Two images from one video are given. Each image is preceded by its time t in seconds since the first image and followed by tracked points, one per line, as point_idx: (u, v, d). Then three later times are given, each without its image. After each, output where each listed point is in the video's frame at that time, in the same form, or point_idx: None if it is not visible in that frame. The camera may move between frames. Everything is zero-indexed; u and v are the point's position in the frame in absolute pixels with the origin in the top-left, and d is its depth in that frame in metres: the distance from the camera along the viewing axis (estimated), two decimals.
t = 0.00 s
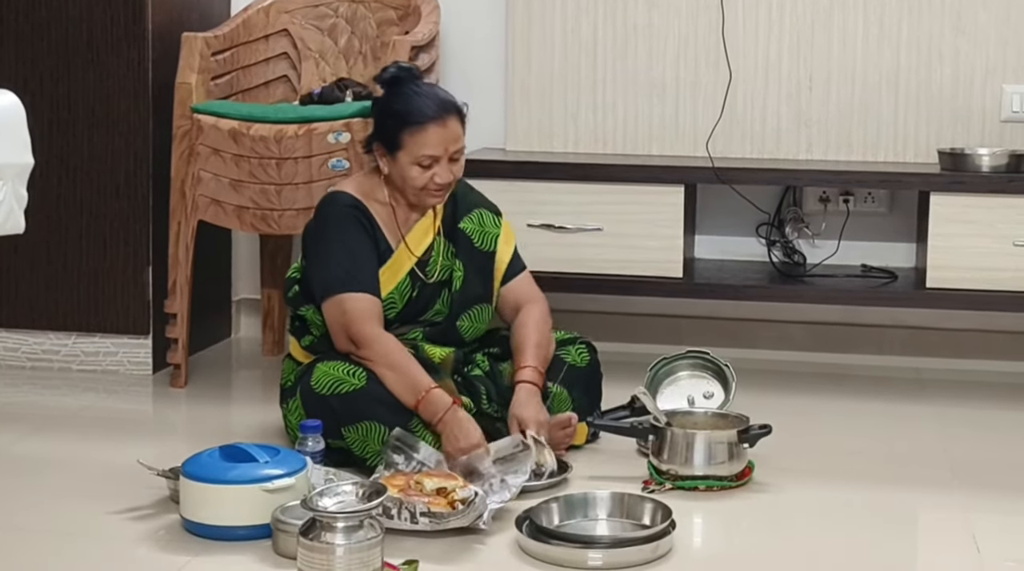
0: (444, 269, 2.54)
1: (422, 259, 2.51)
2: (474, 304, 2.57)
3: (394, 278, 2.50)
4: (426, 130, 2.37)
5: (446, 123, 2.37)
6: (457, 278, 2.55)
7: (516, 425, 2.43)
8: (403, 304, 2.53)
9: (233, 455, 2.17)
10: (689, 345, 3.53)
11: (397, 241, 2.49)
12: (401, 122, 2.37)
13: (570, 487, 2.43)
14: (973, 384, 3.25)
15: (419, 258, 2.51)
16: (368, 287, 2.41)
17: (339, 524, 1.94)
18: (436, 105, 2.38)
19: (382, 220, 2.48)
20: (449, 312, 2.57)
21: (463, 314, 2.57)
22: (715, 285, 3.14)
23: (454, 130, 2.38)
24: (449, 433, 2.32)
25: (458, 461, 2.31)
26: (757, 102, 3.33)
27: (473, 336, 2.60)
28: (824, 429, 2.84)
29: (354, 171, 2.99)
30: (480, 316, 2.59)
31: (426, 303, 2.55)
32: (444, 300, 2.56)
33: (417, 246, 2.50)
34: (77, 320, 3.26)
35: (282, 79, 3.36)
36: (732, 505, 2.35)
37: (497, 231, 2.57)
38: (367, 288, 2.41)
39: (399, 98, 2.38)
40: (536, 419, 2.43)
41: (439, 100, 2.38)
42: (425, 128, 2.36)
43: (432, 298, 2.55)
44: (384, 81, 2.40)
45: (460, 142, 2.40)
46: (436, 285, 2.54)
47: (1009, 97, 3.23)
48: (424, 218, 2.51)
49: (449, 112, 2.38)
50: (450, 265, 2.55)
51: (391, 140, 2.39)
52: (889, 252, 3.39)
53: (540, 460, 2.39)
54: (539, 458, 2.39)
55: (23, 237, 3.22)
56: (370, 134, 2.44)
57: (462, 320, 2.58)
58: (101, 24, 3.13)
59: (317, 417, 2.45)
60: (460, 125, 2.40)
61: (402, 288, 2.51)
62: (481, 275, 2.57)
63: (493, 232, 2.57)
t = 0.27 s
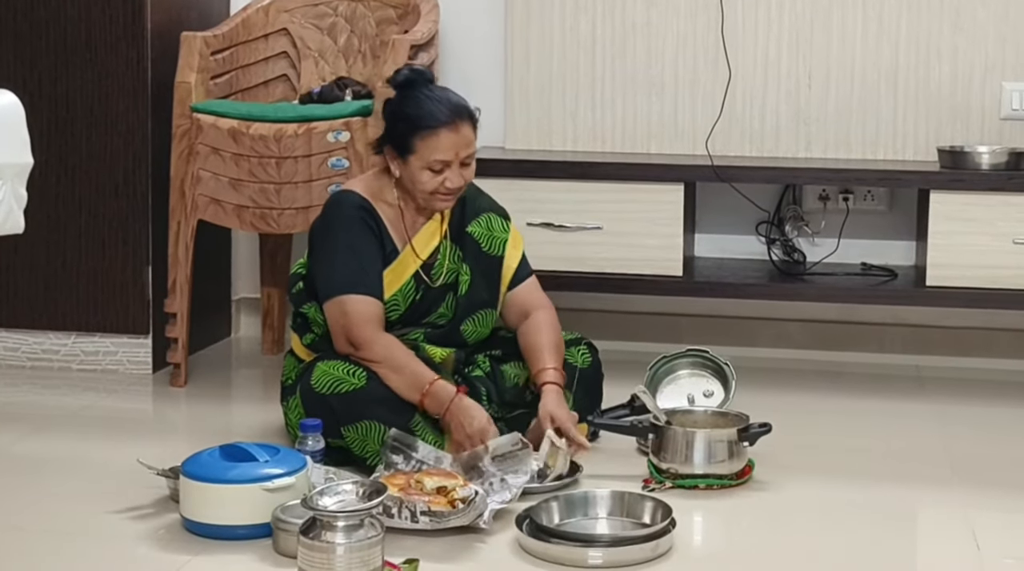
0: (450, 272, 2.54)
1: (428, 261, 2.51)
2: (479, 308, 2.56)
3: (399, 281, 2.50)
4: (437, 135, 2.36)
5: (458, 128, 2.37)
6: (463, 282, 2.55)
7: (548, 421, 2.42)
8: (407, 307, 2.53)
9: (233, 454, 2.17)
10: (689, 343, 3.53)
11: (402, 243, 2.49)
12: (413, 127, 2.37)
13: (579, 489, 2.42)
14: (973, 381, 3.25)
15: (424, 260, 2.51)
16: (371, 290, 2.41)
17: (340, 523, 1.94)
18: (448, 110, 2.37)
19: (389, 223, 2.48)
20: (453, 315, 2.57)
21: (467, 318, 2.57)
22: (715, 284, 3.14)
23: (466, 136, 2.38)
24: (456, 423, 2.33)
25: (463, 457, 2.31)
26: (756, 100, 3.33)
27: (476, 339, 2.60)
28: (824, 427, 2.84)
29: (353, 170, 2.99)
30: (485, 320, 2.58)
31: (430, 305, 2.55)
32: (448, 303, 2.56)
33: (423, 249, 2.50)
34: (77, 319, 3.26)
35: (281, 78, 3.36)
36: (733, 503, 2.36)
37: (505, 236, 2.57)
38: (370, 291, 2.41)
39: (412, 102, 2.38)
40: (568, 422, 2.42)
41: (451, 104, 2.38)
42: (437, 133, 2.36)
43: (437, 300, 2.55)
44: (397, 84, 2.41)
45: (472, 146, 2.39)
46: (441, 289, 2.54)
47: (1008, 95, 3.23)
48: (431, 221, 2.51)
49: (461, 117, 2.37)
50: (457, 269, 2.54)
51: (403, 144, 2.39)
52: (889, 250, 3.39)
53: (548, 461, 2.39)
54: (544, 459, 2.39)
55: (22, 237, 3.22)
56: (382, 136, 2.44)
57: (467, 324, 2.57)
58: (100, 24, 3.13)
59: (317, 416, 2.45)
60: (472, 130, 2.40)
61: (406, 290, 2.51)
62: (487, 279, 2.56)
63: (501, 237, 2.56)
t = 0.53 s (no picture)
0: (449, 271, 2.54)
1: (427, 260, 2.51)
2: (478, 307, 2.57)
3: (398, 280, 2.50)
4: (428, 121, 2.37)
5: (451, 117, 2.38)
6: (462, 280, 2.55)
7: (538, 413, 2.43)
8: (407, 306, 2.53)
9: (233, 453, 2.17)
10: (688, 342, 3.53)
11: (403, 242, 2.50)
12: (407, 113, 2.39)
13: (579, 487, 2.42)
14: (973, 379, 3.25)
15: (424, 259, 2.51)
16: (375, 288, 2.42)
17: (340, 522, 1.94)
18: (443, 99, 2.38)
19: (389, 222, 2.48)
20: (452, 314, 2.57)
21: (466, 316, 2.57)
22: (714, 282, 3.14)
23: (458, 125, 2.38)
24: (456, 430, 2.33)
25: (466, 458, 2.31)
26: (756, 98, 3.33)
27: (474, 338, 2.60)
28: (824, 426, 2.84)
29: (353, 169, 2.99)
30: (483, 319, 2.59)
31: (429, 304, 2.55)
32: (447, 302, 2.56)
33: (423, 248, 2.50)
34: (76, 319, 3.26)
35: (281, 77, 3.36)
36: (733, 502, 2.36)
37: (503, 234, 2.58)
38: (374, 289, 2.41)
39: (408, 92, 2.40)
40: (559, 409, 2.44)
41: (447, 95, 2.39)
42: (429, 119, 2.37)
43: (436, 299, 2.55)
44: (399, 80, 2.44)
45: (465, 139, 2.40)
46: (440, 287, 2.54)
47: (1008, 93, 3.23)
48: (431, 219, 2.51)
49: (455, 107, 2.38)
50: (456, 268, 2.55)
51: (397, 132, 2.40)
52: (889, 248, 3.40)
53: (552, 460, 2.38)
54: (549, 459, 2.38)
55: (21, 237, 3.22)
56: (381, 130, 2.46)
57: (465, 322, 2.58)
58: (99, 23, 3.13)
59: (317, 415, 2.45)
60: (467, 123, 2.40)
61: (406, 289, 2.51)
62: (485, 277, 2.57)
63: (500, 235, 2.57)
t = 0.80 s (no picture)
0: (451, 273, 2.54)
1: (429, 261, 2.51)
2: (479, 310, 2.57)
3: (399, 281, 2.50)
4: (418, 101, 2.42)
5: (437, 100, 2.42)
6: (464, 283, 2.55)
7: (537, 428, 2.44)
8: (407, 307, 2.53)
9: (233, 453, 2.17)
10: (688, 341, 3.53)
11: (405, 243, 2.49)
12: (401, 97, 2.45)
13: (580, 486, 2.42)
14: (973, 378, 3.25)
15: (426, 260, 2.51)
16: (377, 287, 2.42)
17: (340, 522, 1.94)
18: (434, 86, 2.44)
19: (391, 222, 2.48)
20: (453, 316, 2.57)
21: (468, 319, 2.57)
22: (714, 282, 3.14)
23: (444, 110, 2.42)
24: (455, 431, 2.32)
25: (464, 458, 2.31)
26: (755, 97, 3.33)
27: (474, 341, 2.60)
28: (824, 424, 2.84)
29: (353, 169, 2.99)
30: (484, 322, 2.59)
31: (430, 306, 2.55)
32: (448, 304, 2.56)
33: (425, 249, 2.50)
34: (76, 318, 3.26)
35: (280, 77, 3.36)
36: (733, 501, 2.36)
37: (506, 239, 2.58)
38: (375, 288, 2.41)
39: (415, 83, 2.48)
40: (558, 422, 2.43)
41: (441, 85, 2.44)
42: (416, 99, 2.42)
43: (436, 301, 2.55)
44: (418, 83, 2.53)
45: (451, 126, 2.42)
46: (441, 289, 2.54)
47: (1007, 92, 3.23)
48: (433, 219, 2.51)
49: (444, 94, 2.42)
50: (458, 271, 2.55)
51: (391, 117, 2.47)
52: (888, 247, 3.40)
53: (560, 464, 2.37)
54: (558, 462, 2.37)
55: (21, 236, 3.22)
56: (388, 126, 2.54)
57: (466, 325, 2.57)
58: (98, 23, 3.12)
59: (316, 414, 2.45)
60: (456, 114, 2.43)
61: (407, 290, 2.51)
62: (487, 280, 2.57)
63: (502, 239, 2.57)
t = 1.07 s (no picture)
0: (450, 274, 2.54)
1: (428, 262, 2.51)
2: (479, 310, 2.57)
3: (398, 282, 2.50)
4: (414, 101, 2.42)
5: (432, 99, 2.42)
6: (463, 284, 2.55)
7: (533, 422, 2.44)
8: (406, 309, 2.53)
9: (233, 454, 2.17)
10: (688, 341, 3.53)
11: (403, 244, 2.50)
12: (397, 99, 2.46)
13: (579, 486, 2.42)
14: (973, 378, 3.25)
15: (425, 261, 2.51)
16: (376, 288, 2.42)
17: (340, 522, 1.94)
18: (430, 86, 2.44)
19: (389, 223, 2.49)
20: (453, 318, 2.57)
21: (468, 320, 2.57)
22: (714, 282, 3.14)
23: (440, 108, 2.42)
24: (456, 430, 2.33)
25: (462, 457, 2.31)
26: (755, 97, 3.33)
27: (474, 341, 2.60)
28: (824, 425, 2.84)
29: (352, 169, 2.99)
30: (484, 322, 2.59)
31: (429, 307, 2.55)
32: (448, 306, 2.56)
33: (424, 250, 2.50)
34: (75, 319, 3.26)
35: (280, 77, 3.36)
36: (733, 501, 2.36)
37: (505, 239, 2.58)
38: (375, 289, 2.41)
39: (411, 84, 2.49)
40: (552, 417, 2.43)
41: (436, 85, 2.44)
42: (412, 100, 2.43)
43: (436, 302, 2.54)
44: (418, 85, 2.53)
45: (447, 124, 2.42)
46: (441, 291, 2.54)
47: (1006, 92, 3.23)
48: (432, 220, 2.51)
49: (439, 94, 2.43)
50: (457, 272, 2.55)
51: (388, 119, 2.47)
52: (888, 247, 3.40)
53: (556, 463, 2.37)
54: (554, 461, 2.36)
55: (20, 237, 3.22)
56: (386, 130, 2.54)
57: (466, 326, 2.57)
58: (98, 23, 3.12)
59: (316, 415, 2.45)
60: (451, 111, 2.43)
61: (406, 292, 2.51)
62: (486, 281, 2.57)
63: (501, 240, 2.57)
